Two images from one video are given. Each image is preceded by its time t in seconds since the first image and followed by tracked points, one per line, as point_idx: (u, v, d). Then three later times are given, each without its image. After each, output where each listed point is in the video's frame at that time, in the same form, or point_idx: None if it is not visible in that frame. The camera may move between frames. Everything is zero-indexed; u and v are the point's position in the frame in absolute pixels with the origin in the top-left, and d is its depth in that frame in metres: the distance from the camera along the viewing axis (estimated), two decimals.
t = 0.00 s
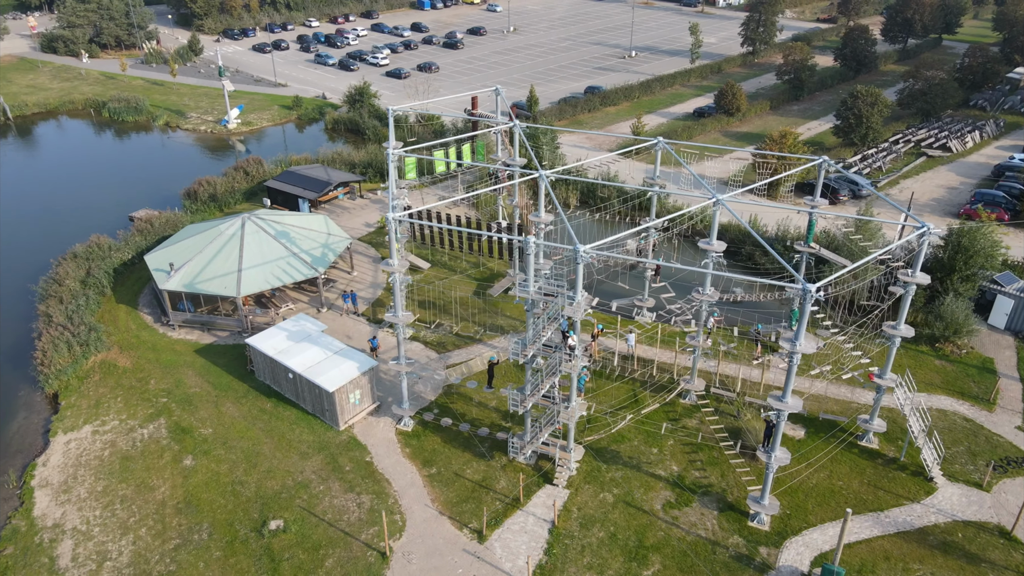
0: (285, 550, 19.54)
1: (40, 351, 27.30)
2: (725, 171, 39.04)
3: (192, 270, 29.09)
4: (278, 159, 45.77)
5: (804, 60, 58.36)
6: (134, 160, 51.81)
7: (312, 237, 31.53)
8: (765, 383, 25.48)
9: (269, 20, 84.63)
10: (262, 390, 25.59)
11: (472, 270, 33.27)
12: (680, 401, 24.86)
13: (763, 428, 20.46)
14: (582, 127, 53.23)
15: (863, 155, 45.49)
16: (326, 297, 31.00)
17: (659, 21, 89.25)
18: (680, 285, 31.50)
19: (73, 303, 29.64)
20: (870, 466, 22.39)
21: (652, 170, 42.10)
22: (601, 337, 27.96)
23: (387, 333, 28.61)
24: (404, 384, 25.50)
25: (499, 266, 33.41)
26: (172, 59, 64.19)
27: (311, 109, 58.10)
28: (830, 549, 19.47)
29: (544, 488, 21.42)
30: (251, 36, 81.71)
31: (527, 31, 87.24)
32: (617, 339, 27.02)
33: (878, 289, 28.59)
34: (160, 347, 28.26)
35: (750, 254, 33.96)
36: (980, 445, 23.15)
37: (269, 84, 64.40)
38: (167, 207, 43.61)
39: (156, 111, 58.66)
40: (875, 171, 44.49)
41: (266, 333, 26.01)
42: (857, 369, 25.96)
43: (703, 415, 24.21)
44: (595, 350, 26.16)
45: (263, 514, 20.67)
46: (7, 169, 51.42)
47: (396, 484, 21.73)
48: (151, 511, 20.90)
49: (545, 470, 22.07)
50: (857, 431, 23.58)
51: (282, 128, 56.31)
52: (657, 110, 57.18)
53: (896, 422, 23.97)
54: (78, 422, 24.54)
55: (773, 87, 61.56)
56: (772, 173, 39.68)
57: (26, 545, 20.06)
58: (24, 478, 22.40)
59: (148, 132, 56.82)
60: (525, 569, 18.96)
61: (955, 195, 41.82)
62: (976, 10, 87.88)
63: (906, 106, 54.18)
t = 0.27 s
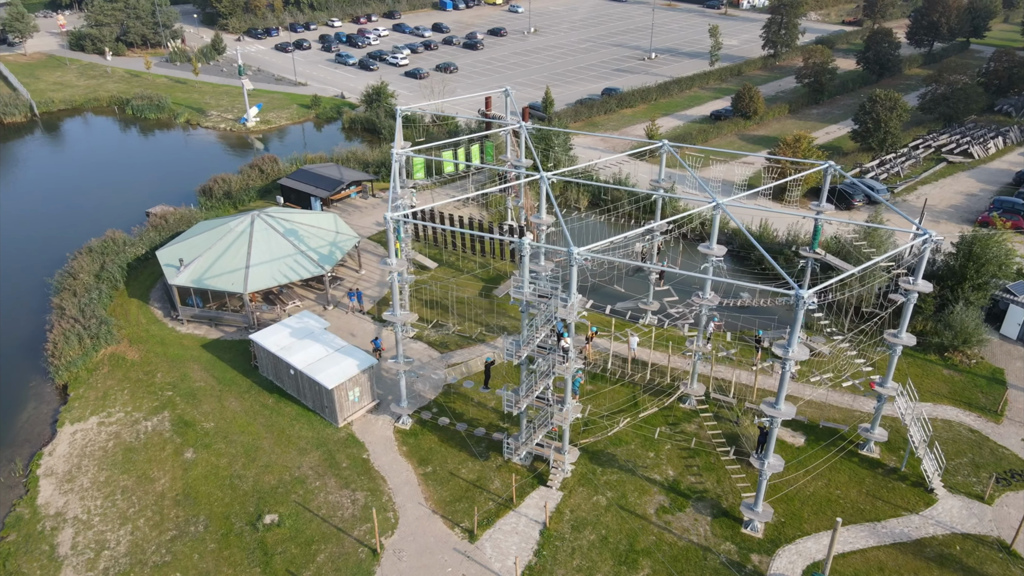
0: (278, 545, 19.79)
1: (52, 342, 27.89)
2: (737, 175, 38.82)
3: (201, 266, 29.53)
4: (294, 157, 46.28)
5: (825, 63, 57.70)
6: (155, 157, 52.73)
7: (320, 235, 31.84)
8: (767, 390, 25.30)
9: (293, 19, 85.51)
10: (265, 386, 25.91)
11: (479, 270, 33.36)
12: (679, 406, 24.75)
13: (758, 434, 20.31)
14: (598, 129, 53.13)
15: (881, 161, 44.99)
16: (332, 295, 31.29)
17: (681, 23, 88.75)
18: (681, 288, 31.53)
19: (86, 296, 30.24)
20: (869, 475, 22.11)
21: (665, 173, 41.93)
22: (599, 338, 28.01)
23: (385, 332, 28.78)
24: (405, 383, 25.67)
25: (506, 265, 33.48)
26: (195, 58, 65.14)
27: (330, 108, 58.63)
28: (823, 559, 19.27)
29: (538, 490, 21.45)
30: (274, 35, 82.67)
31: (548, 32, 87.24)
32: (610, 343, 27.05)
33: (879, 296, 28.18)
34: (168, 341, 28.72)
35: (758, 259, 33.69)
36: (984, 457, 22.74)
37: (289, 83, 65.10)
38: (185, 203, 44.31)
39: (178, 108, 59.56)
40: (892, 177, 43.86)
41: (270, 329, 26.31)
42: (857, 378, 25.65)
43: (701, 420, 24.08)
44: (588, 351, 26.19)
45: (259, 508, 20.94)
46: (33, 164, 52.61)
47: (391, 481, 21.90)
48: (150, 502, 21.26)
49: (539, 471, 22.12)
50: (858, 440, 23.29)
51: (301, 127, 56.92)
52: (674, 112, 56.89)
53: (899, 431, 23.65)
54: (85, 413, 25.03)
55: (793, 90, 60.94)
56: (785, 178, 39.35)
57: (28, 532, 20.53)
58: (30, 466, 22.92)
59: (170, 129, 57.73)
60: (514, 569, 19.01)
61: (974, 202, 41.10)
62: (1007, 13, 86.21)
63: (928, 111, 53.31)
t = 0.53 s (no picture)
0: (271, 539, 20.05)
1: (63, 335, 28.51)
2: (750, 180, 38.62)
3: (211, 262, 29.96)
4: (309, 156, 46.75)
5: (846, 66, 56.96)
6: (176, 154, 53.63)
7: (328, 234, 32.15)
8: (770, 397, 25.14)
9: (316, 19, 86.34)
10: (268, 381, 26.23)
11: (486, 271, 33.43)
12: (679, 411, 24.63)
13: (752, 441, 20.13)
14: (613, 131, 52.99)
15: (899, 166, 44.50)
16: (339, 293, 31.56)
17: (704, 25, 88.13)
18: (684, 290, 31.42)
19: (99, 291, 30.85)
20: (868, 485, 21.82)
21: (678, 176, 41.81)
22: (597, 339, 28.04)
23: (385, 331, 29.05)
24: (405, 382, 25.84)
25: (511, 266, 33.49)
26: (217, 57, 66.06)
27: (347, 107, 59.09)
28: (815, 569, 19.06)
29: (531, 491, 21.48)
30: (297, 35, 83.55)
31: (569, 33, 87.16)
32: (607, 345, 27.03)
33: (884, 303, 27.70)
34: (176, 335, 29.19)
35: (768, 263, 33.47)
36: (988, 470, 22.33)
37: (310, 82, 65.76)
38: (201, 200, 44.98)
39: (199, 106, 60.42)
40: (910, 184, 43.20)
41: (274, 326, 26.62)
42: (858, 386, 25.36)
43: (700, 426, 23.94)
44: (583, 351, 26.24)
45: (255, 503, 21.21)
46: (59, 159, 53.84)
47: (387, 479, 22.06)
48: (150, 494, 21.63)
49: (534, 472, 22.15)
50: (859, 449, 23.00)
51: (319, 126, 57.48)
52: (691, 115, 56.55)
53: (901, 441, 23.32)
54: (92, 404, 25.54)
55: (814, 94, 60.23)
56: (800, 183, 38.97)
57: (31, 520, 21.01)
58: (37, 456, 23.46)
59: (191, 127, 58.59)
60: (503, 570, 19.07)
61: (993, 210, 40.30)
62: None
63: (951, 116, 52.38)
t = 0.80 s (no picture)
0: (266, 532, 20.30)
1: (75, 327, 29.10)
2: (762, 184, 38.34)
3: (220, 258, 30.38)
4: (324, 154, 47.19)
5: (868, 69, 56.18)
6: (196, 150, 54.47)
7: (337, 231, 32.44)
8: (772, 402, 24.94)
9: (338, 18, 87.08)
10: (272, 376, 26.55)
11: (493, 270, 33.53)
12: (678, 414, 24.51)
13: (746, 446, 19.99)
14: (629, 132, 52.77)
15: (918, 170, 43.51)
16: (346, 290, 31.82)
17: (727, 26, 87.42)
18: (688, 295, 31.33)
19: (112, 284, 31.43)
20: (867, 493, 21.54)
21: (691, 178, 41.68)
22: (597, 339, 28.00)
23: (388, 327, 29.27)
24: (405, 379, 25.99)
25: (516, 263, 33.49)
26: (239, 55, 66.90)
27: (365, 106, 59.50)
28: None
29: (525, 491, 21.53)
30: (320, 33, 84.29)
31: (590, 34, 86.97)
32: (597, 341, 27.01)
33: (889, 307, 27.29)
34: (184, 329, 29.64)
35: (777, 267, 33.22)
36: (991, 481, 21.93)
37: (329, 81, 66.31)
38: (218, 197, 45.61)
39: (220, 103, 61.24)
40: (928, 189, 42.47)
41: (278, 321, 26.93)
42: (859, 393, 25.07)
43: (698, 430, 23.80)
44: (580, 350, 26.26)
45: (252, 495, 21.50)
46: (85, 154, 55.02)
47: (382, 476, 22.24)
48: (150, 484, 22.02)
49: (529, 472, 22.18)
50: (859, 457, 22.72)
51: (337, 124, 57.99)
52: (709, 117, 56.16)
53: (904, 450, 22.98)
54: (100, 395, 26.05)
55: (834, 97, 59.45)
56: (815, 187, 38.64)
57: (35, 507, 21.49)
58: (45, 444, 23.99)
59: (212, 123, 59.42)
60: (492, 570, 19.14)
61: (1013, 217, 39.49)
62: None
63: (975, 121, 51.41)
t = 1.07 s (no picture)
0: (260, 524, 20.55)
1: (86, 318, 29.67)
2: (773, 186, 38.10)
3: (228, 253, 30.78)
4: (339, 152, 47.60)
5: (890, 72, 55.32)
6: (218, 146, 55.25)
7: (345, 228, 32.66)
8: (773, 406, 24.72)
9: (361, 17, 87.73)
10: (275, 371, 26.85)
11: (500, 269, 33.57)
12: (677, 417, 24.38)
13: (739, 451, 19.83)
14: (645, 133, 52.50)
15: (937, 175, 42.69)
16: (353, 286, 32.06)
17: (750, 27, 86.61)
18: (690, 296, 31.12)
19: (125, 277, 31.98)
20: (865, 502, 21.23)
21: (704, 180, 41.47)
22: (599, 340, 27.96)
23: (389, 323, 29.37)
24: (406, 376, 26.14)
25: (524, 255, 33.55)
26: (261, 53, 67.67)
27: (383, 104, 59.86)
28: None
29: (518, 491, 21.55)
30: (342, 32, 84.98)
31: (611, 34, 86.68)
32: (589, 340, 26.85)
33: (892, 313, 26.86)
34: (192, 323, 30.07)
35: (787, 271, 33.09)
36: (994, 493, 21.50)
37: (348, 79, 66.83)
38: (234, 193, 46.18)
39: (240, 101, 61.99)
40: (947, 195, 41.72)
41: (282, 316, 27.21)
42: (859, 399, 24.75)
43: (697, 433, 23.64)
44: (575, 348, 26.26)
45: (249, 487, 21.76)
46: (110, 149, 56.08)
47: (377, 471, 22.39)
48: (151, 474, 22.39)
49: (523, 472, 22.20)
50: (858, 464, 22.42)
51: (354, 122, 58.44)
52: (726, 119, 55.69)
53: (905, 459, 22.62)
54: (107, 386, 26.54)
55: (856, 99, 58.67)
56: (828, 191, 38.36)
57: (39, 494, 21.97)
58: (51, 432, 24.50)
59: (232, 120, 60.18)
60: (480, 568, 19.18)
61: None
62: None
63: (999, 125, 50.39)
